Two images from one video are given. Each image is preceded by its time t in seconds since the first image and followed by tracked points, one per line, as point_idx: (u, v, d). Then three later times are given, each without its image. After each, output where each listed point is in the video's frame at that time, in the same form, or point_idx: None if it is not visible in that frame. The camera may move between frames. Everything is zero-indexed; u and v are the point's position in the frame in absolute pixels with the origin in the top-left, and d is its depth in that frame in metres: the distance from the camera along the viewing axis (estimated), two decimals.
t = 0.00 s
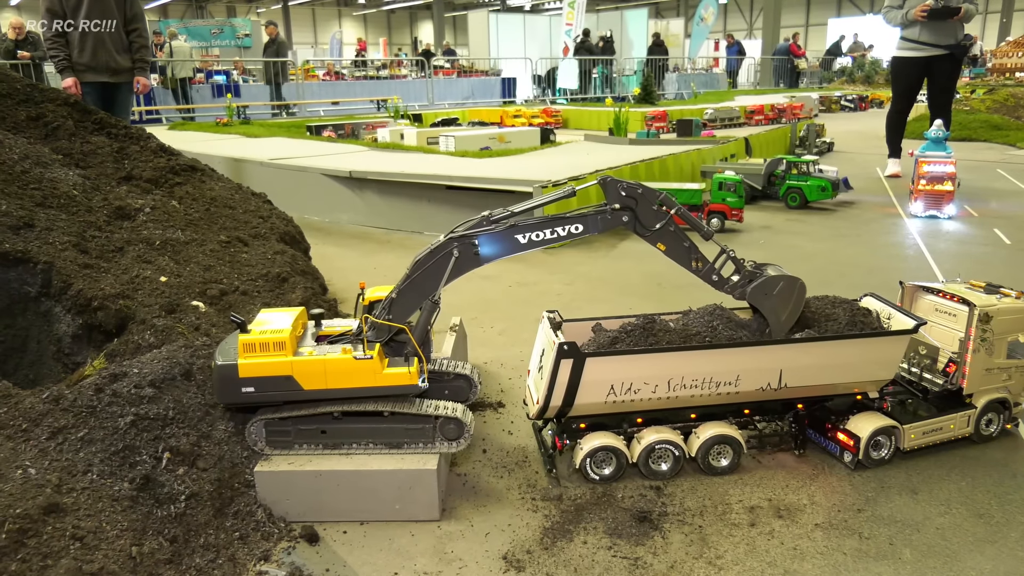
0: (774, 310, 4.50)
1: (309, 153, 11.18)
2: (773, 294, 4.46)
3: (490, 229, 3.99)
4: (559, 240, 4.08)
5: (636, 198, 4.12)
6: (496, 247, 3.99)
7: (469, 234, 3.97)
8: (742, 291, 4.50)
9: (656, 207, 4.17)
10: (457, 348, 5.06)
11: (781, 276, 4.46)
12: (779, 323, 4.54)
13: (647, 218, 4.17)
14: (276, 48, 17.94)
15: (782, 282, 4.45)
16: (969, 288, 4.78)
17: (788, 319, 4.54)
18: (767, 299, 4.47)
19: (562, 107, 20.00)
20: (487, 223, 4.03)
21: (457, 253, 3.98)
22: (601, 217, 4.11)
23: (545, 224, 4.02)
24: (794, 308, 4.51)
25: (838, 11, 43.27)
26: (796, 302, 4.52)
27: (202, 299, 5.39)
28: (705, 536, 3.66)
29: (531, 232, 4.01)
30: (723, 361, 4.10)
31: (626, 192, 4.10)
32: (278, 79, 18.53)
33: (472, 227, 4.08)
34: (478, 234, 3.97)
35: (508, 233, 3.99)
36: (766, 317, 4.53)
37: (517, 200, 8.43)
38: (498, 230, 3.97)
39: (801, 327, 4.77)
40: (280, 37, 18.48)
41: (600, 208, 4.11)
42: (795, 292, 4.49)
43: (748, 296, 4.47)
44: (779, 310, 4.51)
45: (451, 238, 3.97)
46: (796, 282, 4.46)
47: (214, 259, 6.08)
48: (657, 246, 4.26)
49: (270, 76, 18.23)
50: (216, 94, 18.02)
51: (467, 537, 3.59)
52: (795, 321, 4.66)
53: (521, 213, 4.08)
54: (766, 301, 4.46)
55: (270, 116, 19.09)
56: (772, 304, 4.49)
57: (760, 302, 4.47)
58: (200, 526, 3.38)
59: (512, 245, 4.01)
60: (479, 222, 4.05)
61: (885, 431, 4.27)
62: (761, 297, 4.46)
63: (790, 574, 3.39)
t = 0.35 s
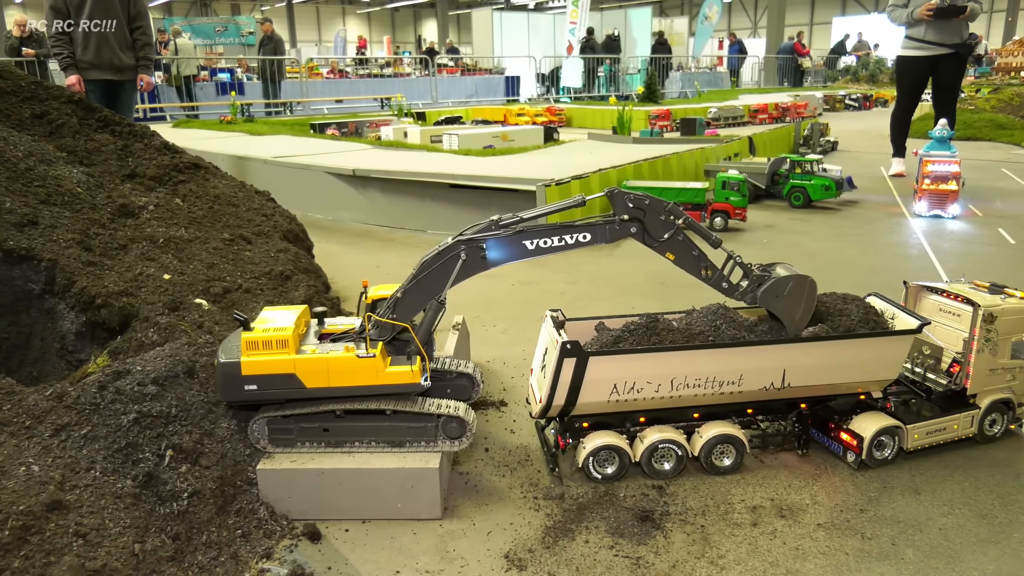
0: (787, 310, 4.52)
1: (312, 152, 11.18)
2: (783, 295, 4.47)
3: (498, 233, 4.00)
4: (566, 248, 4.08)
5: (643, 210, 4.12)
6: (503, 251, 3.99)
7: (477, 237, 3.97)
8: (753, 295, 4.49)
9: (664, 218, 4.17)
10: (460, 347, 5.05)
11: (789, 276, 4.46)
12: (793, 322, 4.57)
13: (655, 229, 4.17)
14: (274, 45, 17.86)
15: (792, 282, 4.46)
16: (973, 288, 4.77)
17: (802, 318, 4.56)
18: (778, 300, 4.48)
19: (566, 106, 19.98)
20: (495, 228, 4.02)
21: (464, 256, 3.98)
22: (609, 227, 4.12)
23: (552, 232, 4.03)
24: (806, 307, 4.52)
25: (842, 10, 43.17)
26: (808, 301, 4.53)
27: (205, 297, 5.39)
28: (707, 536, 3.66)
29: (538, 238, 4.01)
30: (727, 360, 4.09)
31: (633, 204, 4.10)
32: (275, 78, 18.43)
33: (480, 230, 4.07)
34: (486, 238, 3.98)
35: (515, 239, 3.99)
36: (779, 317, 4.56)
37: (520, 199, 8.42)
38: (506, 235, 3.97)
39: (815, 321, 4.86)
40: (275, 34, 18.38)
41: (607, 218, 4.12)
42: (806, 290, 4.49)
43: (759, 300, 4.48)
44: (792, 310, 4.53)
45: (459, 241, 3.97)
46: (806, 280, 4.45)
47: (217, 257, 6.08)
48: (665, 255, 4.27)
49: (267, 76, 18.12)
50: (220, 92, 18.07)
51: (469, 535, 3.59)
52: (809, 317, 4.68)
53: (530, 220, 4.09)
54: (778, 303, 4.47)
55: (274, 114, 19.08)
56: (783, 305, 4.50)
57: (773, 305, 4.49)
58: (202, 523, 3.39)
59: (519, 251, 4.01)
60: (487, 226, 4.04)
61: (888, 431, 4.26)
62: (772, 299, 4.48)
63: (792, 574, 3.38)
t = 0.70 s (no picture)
0: (798, 290, 4.44)
1: (315, 150, 11.19)
2: (793, 277, 4.39)
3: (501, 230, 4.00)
4: (568, 245, 4.09)
5: (645, 206, 4.11)
6: (505, 248, 4.00)
7: (479, 234, 3.97)
8: (762, 282, 4.38)
9: (665, 211, 4.16)
10: (462, 346, 5.05)
11: (797, 257, 4.37)
12: (808, 302, 4.49)
13: (658, 223, 4.15)
14: (270, 45, 17.97)
15: (800, 262, 4.37)
16: (975, 288, 4.76)
17: (816, 296, 4.49)
18: (787, 282, 4.40)
19: (569, 105, 19.98)
20: (498, 225, 4.02)
21: (466, 254, 3.98)
22: (612, 223, 4.11)
23: (554, 228, 4.02)
24: (818, 284, 4.45)
25: (847, 10, 43.12)
26: (818, 279, 4.46)
27: (208, 295, 5.40)
28: (709, 536, 3.66)
29: (540, 235, 4.01)
30: (728, 360, 4.09)
31: (633, 201, 4.10)
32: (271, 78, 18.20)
33: (482, 228, 4.07)
34: (489, 235, 3.97)
35: (517, 236, 4.00)
36: (791, 299, 4.48)
37: (523, 198, 8.42)
38: (508, 232, 3.97)
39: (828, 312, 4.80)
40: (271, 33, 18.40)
41: (609, 215, 4.11)
42: (814, 268, 4.42)
43: (769, 285, 4.38)
44: (803, 290, 4.45)
45: (462, 238, 3.97)
46: (813, 258, 4.38)
47: (220, 255, 6.09)
48: (670, 249, 4.25)
49: (263, 76, 17.91)
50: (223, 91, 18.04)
51: (471, 534, 3.60)
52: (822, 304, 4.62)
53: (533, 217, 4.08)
54: (788, 285, 4.40)
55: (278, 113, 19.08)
56: (793, 287, 4.42)
57: (783, 288, 4.40)
58: (204, 521, 3.39)
59: (521, 248, 4.01)
60: (489, 223, 4.03)
61: (890, 431, 4.25)
62: (781, 283, 4.39)
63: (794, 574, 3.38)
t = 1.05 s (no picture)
0: (802, 285, 4.38)
1: (317, 150, 11.19)
2: (796, 272, 4.33)
3: (502, 229, 3.99)
4: (570, 244, 4.09)
5: (646, 204, 4.09)
6: (506, 248, 3.99)
7: (480, 234, 3.96)
8: (766, 278, 4.34)
9: (667, 208, 4.13)
10: (465, 347, 5.04)
11: (800, 252, 4.31)
12: (812, 296, 4.44)
13: (659, 221, 4.12)
14: (257, 44, 18.10)
15: (803, 257, 4.31)
16: (979, 288, 4.74)
17: (820, 289, 4.43)
18: (791, 278, 4.35)
19: (572, 105, 19.97)
20: (499, 224, 4.01)
21: (467, 253, 3.97)
22: (613, 222, 4.10)
23: (556, 227, 4.03)
24: (822, 278, 4.38)
25: (849, 9, 43.08)
26: (823, 272, 4.39)
27: (211, 296, 5.40)
28: (712, 537, 3.65)
29: (542, 234, 4.01)
30: (731, 360, 4.08)
31: (634, 199, 4.08)
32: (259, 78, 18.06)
33: (483, 227, 4.06)
34: (491, 235, 3.96)
35: (519, 236, 4.00)
36: (796, 294, 4.42)
37: (525, 197, 8.42)
38: (510, 232, 3.97)
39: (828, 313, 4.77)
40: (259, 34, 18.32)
41: (611, 213, 4.10)
42: (818, 263, 4.35)
43: (773, 280, 4.34)
44: (807, 284, 4.39)
45: (463, 238, 3.96)
46: (817, 253, 4.31)
47: (223, 256, 6.09)
48: (672, 247, 4.20)
49: (251, 74, 17.77)
50: (225, 91, 18.05)
51: (474, 536, 3.59)
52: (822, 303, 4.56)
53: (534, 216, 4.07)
54: (792, 281, 4.34)
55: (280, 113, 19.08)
56: (798, 283, 4.37)
57: (787, 284, 4.35)
58: (206, 522, 3.38)
59: (523, 247, 4.01)
60: (491, 222, 4.02)
61: (894, 432, 4.24)
62: (785, 279, 4.34)
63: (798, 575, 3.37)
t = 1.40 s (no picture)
0: (806, 285, 4.39)
1: (320, 152, 11.20)
2: (800, 272, 4.34)
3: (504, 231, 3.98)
4: (572, 246, 4.07)
5: (647, 205, 4.08)
6: (508, 250, 3.98)
7: (482, 237, 3.95)
8: (770, 278, 4.33)
9: (670, 210, 4.12)
10: (467, 348, 5.04)
11: (803, 252, 4.31)
12: (816, 296, 4.45)
13: (662, 222, 4.12)
14: (249, 47, 17.99)
15: (806, 257, 4.32)
16: (983, 289, 4.72)
17: (823, 289, 4.44)
18: (795, 278, 4.35)
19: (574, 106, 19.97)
20: (501, 226, 4.01)
21: (469, 255, 3.96)
22: (616, 223, 4.08)
23: (558, 229, 4.01)
24: (826, 278, 4.40)
25: (852, 9, 43.08)
26: (827, 272, 4.40)
27: (214, 298, 5.41)
28: (716, 539, 3.64)
29: (544, 236, 4.00)
30: (735, 362, 4.07)
31: (637, 200, 4.07)
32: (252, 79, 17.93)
33: (485, 229, 4.06)
34: (492, 238, 3.95)
35: (521, 237, 3.99)
36: (799, 294, 4.43)
37: (528, 199, 8.41)
38: (512, 233, 3.96)
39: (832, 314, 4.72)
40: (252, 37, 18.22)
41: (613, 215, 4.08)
42: (822, 262, 4.36)
43: (777, 281, 4.33)
44: (811, 284, 4.40)
45: (464, 241, 3.95)
46: (820, 253, 4.33)
47: (225, 258, 6.10)
48: (675, 248, 4.20)
49: (244, 75, 17.59)
50: (229, 93, 18.07)
51: (476, 538, 3.58)
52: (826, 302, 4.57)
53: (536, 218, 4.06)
54: (795, 281, 4.34)
55: (283, 115, 19.10)
56: (801, 282, 4.38)
57: (791, 284, 4.35)
58: (209, 525, 3.38)
59: (525, 249, 4.00)
60: (492, 224, 4.03)
61: (898, 433, 4.22)
62: (788, 279, 4.34)
63: None
